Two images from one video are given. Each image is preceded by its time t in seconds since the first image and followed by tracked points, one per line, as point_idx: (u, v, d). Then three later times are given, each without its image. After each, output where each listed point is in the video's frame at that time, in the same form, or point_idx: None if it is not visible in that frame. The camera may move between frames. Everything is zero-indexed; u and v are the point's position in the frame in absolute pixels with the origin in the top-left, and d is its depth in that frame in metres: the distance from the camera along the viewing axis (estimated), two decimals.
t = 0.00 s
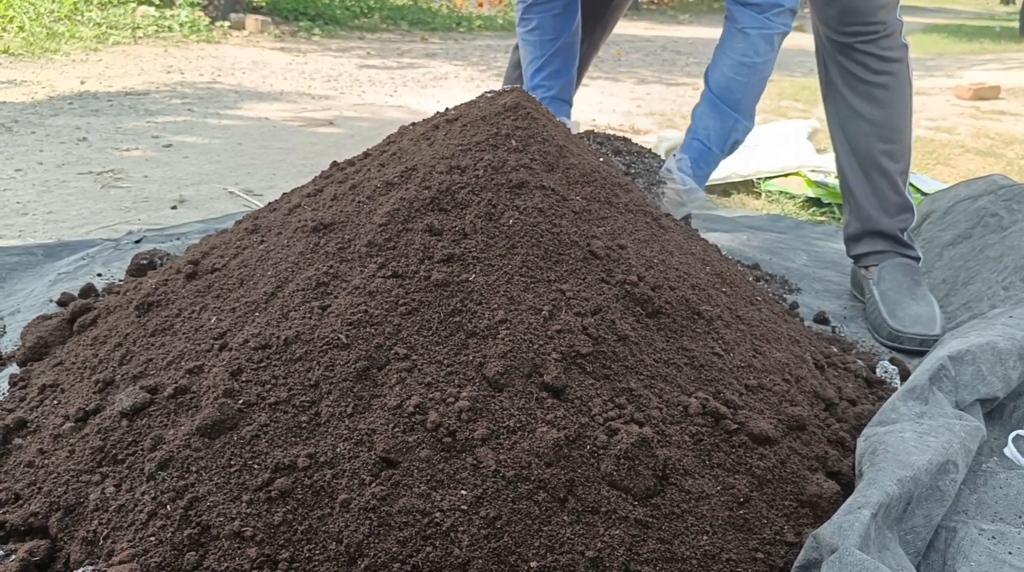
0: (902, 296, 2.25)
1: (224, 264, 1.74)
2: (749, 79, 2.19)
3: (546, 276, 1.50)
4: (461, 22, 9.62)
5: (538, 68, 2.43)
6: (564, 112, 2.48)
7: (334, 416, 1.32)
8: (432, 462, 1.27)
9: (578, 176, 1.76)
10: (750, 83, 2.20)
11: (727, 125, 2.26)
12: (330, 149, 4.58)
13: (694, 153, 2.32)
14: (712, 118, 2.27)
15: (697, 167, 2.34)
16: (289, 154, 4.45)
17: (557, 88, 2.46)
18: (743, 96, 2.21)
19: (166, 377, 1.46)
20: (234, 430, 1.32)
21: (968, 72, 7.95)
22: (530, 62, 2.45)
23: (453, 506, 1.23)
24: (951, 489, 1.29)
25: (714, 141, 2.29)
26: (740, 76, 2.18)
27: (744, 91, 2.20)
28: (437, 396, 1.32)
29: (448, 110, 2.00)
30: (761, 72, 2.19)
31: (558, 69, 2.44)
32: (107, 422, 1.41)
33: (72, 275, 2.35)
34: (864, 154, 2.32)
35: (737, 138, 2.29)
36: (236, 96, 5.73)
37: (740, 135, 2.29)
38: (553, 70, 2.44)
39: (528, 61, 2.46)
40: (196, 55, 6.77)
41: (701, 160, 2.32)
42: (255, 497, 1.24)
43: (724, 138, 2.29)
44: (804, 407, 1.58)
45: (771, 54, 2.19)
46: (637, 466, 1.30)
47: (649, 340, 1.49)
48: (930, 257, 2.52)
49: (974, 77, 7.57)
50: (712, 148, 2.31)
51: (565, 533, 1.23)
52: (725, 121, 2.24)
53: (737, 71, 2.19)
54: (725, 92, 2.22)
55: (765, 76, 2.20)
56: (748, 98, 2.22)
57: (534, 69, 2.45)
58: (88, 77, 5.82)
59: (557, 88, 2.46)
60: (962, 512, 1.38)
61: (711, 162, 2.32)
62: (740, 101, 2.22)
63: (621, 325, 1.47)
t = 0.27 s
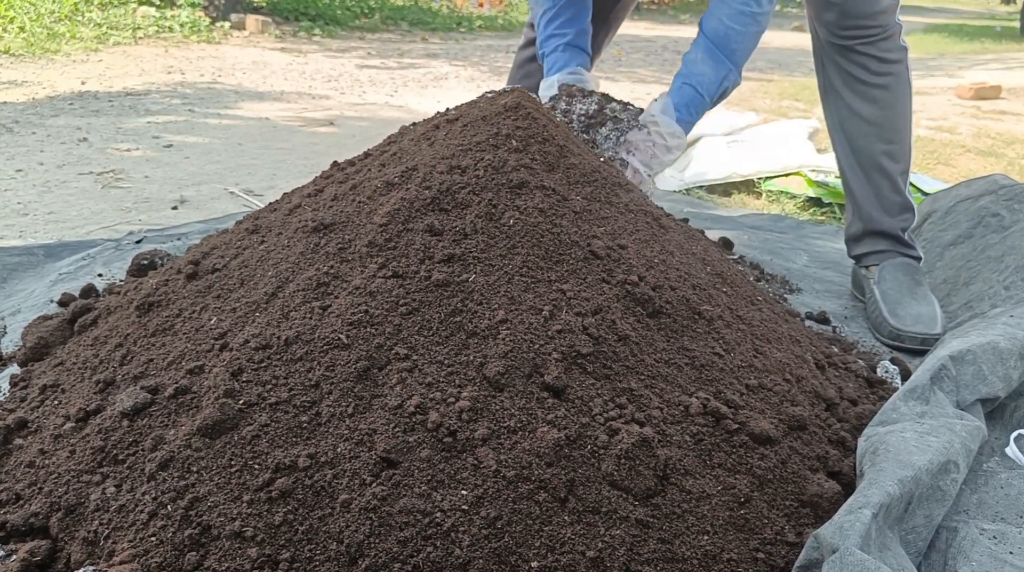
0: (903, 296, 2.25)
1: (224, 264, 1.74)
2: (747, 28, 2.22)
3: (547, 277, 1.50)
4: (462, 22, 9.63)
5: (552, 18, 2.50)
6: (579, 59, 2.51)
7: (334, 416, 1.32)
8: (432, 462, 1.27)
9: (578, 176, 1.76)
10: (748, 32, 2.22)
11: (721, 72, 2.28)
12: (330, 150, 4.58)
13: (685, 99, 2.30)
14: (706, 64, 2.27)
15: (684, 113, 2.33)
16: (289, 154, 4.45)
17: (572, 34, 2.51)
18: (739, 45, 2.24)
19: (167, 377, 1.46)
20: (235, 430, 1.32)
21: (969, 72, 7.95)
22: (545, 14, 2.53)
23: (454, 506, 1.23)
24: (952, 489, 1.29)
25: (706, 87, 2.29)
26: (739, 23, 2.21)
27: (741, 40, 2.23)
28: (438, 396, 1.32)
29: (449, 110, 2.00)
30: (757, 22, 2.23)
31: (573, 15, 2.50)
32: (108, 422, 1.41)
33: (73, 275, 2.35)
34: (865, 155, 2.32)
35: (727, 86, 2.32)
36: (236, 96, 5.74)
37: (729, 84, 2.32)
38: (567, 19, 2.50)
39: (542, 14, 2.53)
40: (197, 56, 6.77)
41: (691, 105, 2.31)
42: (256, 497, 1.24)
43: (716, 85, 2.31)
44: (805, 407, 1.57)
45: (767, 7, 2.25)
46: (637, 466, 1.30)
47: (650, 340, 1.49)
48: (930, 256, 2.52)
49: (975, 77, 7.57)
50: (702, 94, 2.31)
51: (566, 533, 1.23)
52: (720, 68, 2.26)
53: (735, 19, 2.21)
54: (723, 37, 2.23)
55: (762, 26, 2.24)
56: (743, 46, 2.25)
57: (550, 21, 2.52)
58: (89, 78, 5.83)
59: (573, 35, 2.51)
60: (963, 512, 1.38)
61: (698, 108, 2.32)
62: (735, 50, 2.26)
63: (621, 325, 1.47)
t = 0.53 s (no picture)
0: (904, 295, 2.25)
1: (225, 265, 1.74)
2: (757, 15, 2.28)
3: (548, 277, 1.50)
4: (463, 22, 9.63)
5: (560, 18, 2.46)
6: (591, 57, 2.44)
7: (335, 416, 1.32)
8: (433, 463, 1.27)
9: (579, 176, 1.76)
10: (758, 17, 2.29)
11: (734, 57, 2.33)
12: (331, 150, 4.59)
13: (700, 84, 2.35)
14: (719, 50, 2.33)
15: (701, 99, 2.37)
16: (290, 154, 4.45)
17: (581, 33, 2.46)
18: (750, 30, 2.29)
19: (168, 377, 1.46)
20: (236, 430, 1.32)
21: (970, 71, 7.94)
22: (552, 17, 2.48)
23: (455, 506, 1.23)
24: (953, 488, 1.29)
25: (720, 74, 2.34)
26: (749, 9, 2.27)
27: (751, 25, 2.29)
28: (439, 397, 1.32)
29: (449, 111, 2.00)
30: (767, 8, 2.29)
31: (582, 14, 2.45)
32: (109, 422, 1.41)
33: (74, 276, 2.35)
34: (866, 155, 2.32)
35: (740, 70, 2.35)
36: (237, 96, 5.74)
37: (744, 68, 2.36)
38: (576, 21, 2.45)
39: (549, 15, 2.48)
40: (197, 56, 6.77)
41: (706, 91, 2.36)
42: (256, 497, 1.24)
43: (730, 71, 2.35)
44: (806, 407, 1.57)
45: None
46: (638, 466, 1.30)
47: (651, 340, 1.49)
48: (931, 256, 2.52)
49: (975, 76, 7.57)
50: (716, 80, 2.35)
51: (567, 534, 1.23)
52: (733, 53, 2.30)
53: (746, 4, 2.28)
54: (734, 25, 2.30)
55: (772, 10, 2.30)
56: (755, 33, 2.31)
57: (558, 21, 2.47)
58: (90, 78, 5.83)
59: (583, 35, 2.46)
60: (964, 512, 1.38)
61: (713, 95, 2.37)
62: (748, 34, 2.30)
63: (622, 326, 1.47)
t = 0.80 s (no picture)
0: (904, 296, 2.25)
1: (226, 265, 1.75)
2: (812, 79, 1.96)
3: (549, 277, 1.50)
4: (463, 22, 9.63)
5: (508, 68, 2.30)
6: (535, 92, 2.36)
7: (336, 416, 1.32)
8: (434, 463, 1.27)
9: (580, 176, 1.76)
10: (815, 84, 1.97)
11: (807, 136, 2.01)
12: (331, 150, 4.59)
13: (784, 176, 2.07)
14: (788, 135, 2.03)
15: (792, 193, 2.08)
16: (290, 154, 4.45)
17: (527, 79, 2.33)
18: (811, 98, 1.97)
19: (169, 377, 1.46)
20: (236, 431, 1.32)
21: (970, 71, 7.95)
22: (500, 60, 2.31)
23: (455, 506, 1.23)
24: (954, 488, 1.29)
25: (800, 156, 2.03)
26: (801, 78, 1.97)
27: (811, 92, 1.97)
28: (440, 397, 1.32)
29: (450, 111, 2.00)
30: (824, 67, 1.96)
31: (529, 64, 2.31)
32: (110, 422, 1.41)
33: (75, 276, 2.35)
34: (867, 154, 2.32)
35: (826, 143, 2.02)
36: (237, 96, 5.74)
37: (827, 139, 2.02)
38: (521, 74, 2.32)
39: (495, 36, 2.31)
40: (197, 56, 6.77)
41: (793, 179, 2.06)
42: (257, 497, 1.25)
43: (810, 150, 2.03)
44: (806, 408, 1.57)
45: (827, 46, 1.96)
46: (639, 466, 1.30)
47: (652, 340, 1.49)
48: (932, 256, 2.52)
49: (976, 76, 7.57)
50: (804, 165, 2.05)
51: (567, 534, 1.23)
52: (803, 132, 1.99)
53: (796, 77, 1.98)
54: (793, 103, 2.00)
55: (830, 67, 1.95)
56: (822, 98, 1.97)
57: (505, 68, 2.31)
58: (90, 78, 5.83)
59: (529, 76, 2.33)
60: (965, 512, 1.38)
61: (806, 181, 2.07)
62: (813, 104, 1.99)
63: (622, 326, 1.47)
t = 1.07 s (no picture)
0: (905, 296, 2.25)
1: (227, 265, 1.75)
2: (764, 112, 2.26)
3: (550, 277, 1.50)
4: (464, 22, 9.65)
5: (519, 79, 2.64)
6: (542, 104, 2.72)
7: (337, 416, 1.32)
8: (435, 463, 1.27)
9: (580, 176, 1.76)
10: (766, 116, 2.27)
11: (745, 160, 2.32)
12: (332, 149, 4.59)
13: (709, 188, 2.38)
14: (727, 152, 2.34)
15: (713, 203, 2.41)
16: (291, 154, 4.46)
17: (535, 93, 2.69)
18: (757, 129, 2.28)
19: (169, 377, 1.46)
20: (237, 431, 1.32)
21: (971, 71, 7.94)
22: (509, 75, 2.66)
23: (456, 506, 1.23)
24: (954, 489, 1.29)
25: (729, 175, 2.35)
26: (754, 109, 2.26)
27: (758, 123, 2.27)
28: (440, 397, 1.32)
29: (451, 111, 2.00)
30: (776, 105, 2.26)
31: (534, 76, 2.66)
32: (111, 422, 1.41)
33: (76, 275, 2.35)
34: (866, 154, 2.32)
35: (753, 171, 2.35)
36: (238, 96, 5.75)
37: (757, 170, 2.35)
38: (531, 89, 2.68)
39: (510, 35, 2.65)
40: (198, 56, 6.78)
41: (716, 191, 2.39)
42: (258, 497, 1.25)
43: (739, 173, 2.35)
44: (807, 408, 1.57)
45: (785, 87, 2.25)
46: (639, 467, 1.30)
47: (652, 340, 1.49)
48: (933, 256, 2.52)
49: (976, 77, 7.57)
50: (727, 184, 2.37)
51: (568, 534, 1.23)
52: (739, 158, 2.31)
53: (751, 107, 2.27)
54: (739, 128, 2.30)
55: (780, 108, 2.26)
56: (762, 132, 2.29)
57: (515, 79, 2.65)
58: (91, 78, 5.83)
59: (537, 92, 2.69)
60: (966, 513, 1.38)
61: (728, 198, 2.38)
62: (756, 135, 2.29)
63: (623, 326, 1.47)
